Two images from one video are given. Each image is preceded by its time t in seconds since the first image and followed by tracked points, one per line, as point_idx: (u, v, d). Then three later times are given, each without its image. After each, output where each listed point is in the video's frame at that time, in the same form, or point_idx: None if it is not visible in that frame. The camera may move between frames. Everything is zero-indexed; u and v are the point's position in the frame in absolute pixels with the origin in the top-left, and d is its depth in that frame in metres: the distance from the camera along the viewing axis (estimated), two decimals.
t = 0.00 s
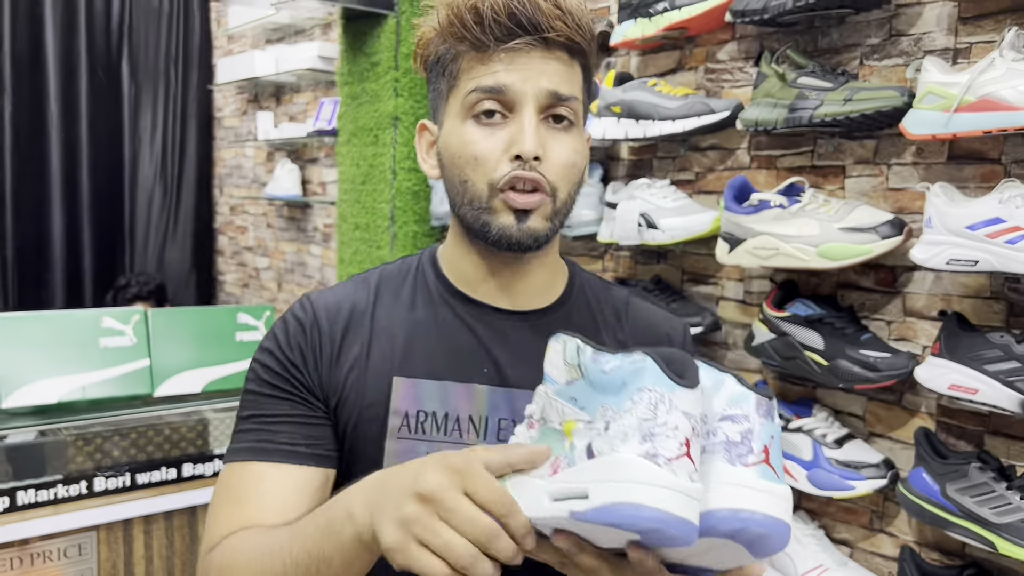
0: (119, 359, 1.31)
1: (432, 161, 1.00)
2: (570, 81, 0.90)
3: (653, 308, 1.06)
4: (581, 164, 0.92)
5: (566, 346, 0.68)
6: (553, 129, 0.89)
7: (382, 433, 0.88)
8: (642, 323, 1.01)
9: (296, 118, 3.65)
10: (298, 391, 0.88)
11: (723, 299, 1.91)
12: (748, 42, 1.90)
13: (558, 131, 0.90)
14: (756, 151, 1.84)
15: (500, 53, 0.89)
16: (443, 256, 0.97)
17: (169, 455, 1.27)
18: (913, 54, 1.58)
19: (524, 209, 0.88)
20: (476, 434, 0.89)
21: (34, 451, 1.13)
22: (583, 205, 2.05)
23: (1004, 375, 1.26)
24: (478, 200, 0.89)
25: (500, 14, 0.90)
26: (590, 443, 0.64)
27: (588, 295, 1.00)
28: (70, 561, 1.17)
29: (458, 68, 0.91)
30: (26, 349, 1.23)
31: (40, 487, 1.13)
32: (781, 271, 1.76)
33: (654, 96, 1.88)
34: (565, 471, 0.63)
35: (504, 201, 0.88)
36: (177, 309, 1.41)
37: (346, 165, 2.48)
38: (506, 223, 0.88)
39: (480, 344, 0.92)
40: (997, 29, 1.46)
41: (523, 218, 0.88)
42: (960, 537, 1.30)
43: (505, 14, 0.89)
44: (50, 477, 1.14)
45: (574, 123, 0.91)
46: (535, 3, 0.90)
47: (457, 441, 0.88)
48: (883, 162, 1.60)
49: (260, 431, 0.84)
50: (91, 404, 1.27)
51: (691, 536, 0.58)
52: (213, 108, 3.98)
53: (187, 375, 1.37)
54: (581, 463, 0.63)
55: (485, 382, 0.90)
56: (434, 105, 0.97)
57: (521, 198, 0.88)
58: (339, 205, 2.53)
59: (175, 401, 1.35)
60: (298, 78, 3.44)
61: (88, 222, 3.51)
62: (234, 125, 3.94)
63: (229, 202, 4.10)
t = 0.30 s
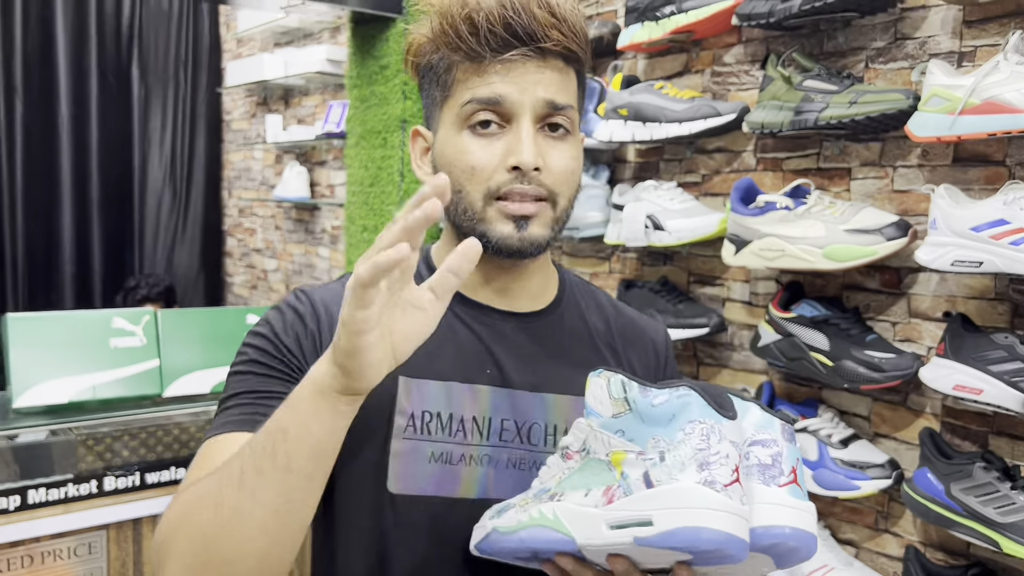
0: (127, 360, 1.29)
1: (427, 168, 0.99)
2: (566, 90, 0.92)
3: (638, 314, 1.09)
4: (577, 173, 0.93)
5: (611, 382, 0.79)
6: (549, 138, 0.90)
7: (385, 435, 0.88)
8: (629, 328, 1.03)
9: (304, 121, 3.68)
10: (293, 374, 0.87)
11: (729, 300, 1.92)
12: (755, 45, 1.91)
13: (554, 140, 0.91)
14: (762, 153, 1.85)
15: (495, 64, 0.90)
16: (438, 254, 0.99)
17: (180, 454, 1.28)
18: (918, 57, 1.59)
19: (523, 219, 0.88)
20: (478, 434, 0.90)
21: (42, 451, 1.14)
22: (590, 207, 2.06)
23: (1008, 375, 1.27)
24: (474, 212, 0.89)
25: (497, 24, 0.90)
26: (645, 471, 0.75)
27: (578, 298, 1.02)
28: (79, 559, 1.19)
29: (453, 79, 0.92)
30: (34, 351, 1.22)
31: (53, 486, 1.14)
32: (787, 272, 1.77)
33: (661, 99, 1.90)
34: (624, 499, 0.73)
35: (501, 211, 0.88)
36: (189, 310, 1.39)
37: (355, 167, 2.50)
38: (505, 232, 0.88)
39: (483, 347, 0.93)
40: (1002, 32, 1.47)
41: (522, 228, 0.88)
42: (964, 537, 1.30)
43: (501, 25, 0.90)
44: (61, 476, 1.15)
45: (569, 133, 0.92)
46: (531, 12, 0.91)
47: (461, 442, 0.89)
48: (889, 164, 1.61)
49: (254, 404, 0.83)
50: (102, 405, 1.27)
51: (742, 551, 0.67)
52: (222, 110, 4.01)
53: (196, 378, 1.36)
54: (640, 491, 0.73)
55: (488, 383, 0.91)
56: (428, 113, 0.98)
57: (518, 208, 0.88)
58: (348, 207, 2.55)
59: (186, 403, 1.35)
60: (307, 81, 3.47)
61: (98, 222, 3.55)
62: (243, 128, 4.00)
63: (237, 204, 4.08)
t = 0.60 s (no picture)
0: (134, 363, 1.30)
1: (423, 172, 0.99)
2: (563, 91, 0.92)
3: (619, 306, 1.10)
4: (572, 174, 0.95)
5: (643, 432, 0.84)
6: (546, 137, 0.92)
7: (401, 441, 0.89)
8: (617, 322, 1.05)
9: (311, 124, 3.70)
10: (285, 403, 0.84)
11: (735, 303, 1.93)
12: (760, 49, 1.92)
13: (550, 139, 0.92)
14: (767, 156, 1.86)
15: (493, 64, 0.90)
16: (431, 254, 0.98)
17: (188, 456, 1.29)
18: (923, 61, 1.60)
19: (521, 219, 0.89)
20: (489, 434, 0.91)
21: (49, 452, 1.16)
22: (595, 210, 2.07)
23: (1013, 377, 1.27)
24: (474, 213, 0.89)
25: (495, 24, 0.90)
26: (700, 513, 0.83)
27: (568, 295, 1.03)
28: (87, 561, 1.20)
29: (451, 80, 0.91)
30: (43, 353, 1.23)
31: (61, 488, 1.15)
32: (793, 274, 1.77)
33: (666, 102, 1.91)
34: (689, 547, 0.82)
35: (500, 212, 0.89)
36: (197, 312, 1.40)
37: (361, 171, 2.51)
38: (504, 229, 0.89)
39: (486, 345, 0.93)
40: (1007, 35, 1.47)
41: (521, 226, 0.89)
42: (970, 539, 1.31)
43: (498, 25, 0.90)
44: (69, 477, 1.16)
45: (565, 133, 0.93)
46: (529, 14, 0.92)
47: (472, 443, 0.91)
48: (894, 167, 1.61)
49: (239, 443, 0.81)
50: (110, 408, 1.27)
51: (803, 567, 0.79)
52: (229, 114, 4.04)
53: (203, 380, 1.37)
54: (702, 535, 0.82)
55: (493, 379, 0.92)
56: (423, 114, 0.98)
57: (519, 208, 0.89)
58: (354, 211, 2.56)
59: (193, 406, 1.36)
60: (314, 85, 3.49)
61: (105, 225, 3.57)
62: (250, 131, 4.01)
63: (243, 207, 4.09)
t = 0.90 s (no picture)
0: (139, 365, 1.31)
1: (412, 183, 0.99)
2: (554, 109, 0.93)
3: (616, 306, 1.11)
4: (565, 189, 0.94)
5: (690, 448, 0.85)
6: (537, 157, 0.91)
7: (395, 441, 0.88)
8: (612, 321, 1.06)
9: (315, 128, 3.71)
10: (288, 387, 0.86)
11: (738, 305, 1.93)
12: (763, 52, 1.92)
13: (541, 158, 0.92)
14: (770, 159, 1.87)
15: (479, 91, 0.89)
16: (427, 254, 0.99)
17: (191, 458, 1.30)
18: (925, 63, 1.60)
19: (513, 244, 0.89)
20: (485, 435, 0.91)
21: (54, 453, 1.16)
22: (598, 213, 2.08)
23: (1015, 380, 1.28)
24: (465, 237, 0.90)
25: (480, 46, 0.89)
26: (747, 531, 0.84)
27: (563, 296, 1.04)
28: (91, 562, 1.21)
29: (439, 103, 0.91)
30: (49, 355, 1.24)
31: (66, 489, 1.16)
32: (795, 277, 1.78)
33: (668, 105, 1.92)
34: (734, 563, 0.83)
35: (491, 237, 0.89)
36: (201, 314, 1.41)
37: (365, 174, 2.53)
38: (495, 255, 0.90)
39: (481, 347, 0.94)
40: (1009, 38, 1.48)
41: (513, 252, 0.90)
42: (973, 541, 1.31)
43: (485, 50, 0.89)
44: (75, 479, 1.17)
45: (555, 150, 0.93)
46: (515, 33, 0.90)
47: (468, 444, 0.90)
48: (896, 169, 1.62)
49: (249, 421, 0.81)
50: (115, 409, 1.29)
51: None
52: (234, 117, 4.06)
53: (207, 382, 1.37)
54: (749, 552, 0.83)
55: (491, 383, 0.93)
56: (411, 132, 0.98)
57: (508, 236, 0.90)
58: (358, 214, 2.58)
59: (198, 407, 1.36)
60: (318, 88, 3.50)
61: (110, 228, 3.59)
62: (255, 134, 4.02)
63: (248, 210, 4.11)
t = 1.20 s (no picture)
0: (141, 367, 1.31)
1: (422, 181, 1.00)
2: (561, 105, 0.93)
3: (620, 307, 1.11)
4: (574, 182, 0.95)
5: (682, 463, 0.85)
6: (545, 151, 0.92)
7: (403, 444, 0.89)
8: (616, 324, 1.06)
9: (317, 131, 3.72)
10: (295, 405, 0.86)
11: (738, 308, 1.93)
12: (763, 55, 1.93)
13: (549, 152, 0.92)
14: (770, 161, 1.87)
15: (489, 83, 0.90)
16: (432, 260, 0.98)
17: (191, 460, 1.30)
18: (924, 66, 1.61)
19: (522, 236, 0.89)
20: (492, 439, 0.92)
21: (57, 455, 1.17)
22: (598, 215, 2.08)
23: (1014, 382, 1.28)
24: (474, 230, 0.90)
25: (489, 40, 0.90)
26: (733, 546, 0.84)
27: (569, 298, 1.04)
28: (93, 564, 1.22)
29: (449, 96, 0.92)
30: (52, 358, 1.24)
31: (68, 490, 1.17)
32: (795, 279, 1.78)
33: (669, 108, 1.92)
34: None
35: (500, 229, 0.89)
36: (203, 317, 1.41)
37: (367, 176, 2.54)
38: (503, 246, 0.90)
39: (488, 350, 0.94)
40: (1008, 41, 1.48)
41: (521, 244, 0.89)
42: (972, 543, 1.31)
43: (495, 43, 0.90)
44: (76, 480, 1.18)
45: (563, 144, 0.93)
46: (525, 28, 0.91)
47: (475, 448, 0.91)
48: (895, 172, 1.62)
49: (259, 442, 0.82)
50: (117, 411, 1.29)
51: None
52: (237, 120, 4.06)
53: (209, 384, 1.38)
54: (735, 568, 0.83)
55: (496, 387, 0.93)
56: (421, 127, 0.99)
57: (518, 225, 0.89)
58: (360, 216, 2.58)
59: (199, 409, 1.37)
60: (320, 91, 3.51)
61: (113, 230, 3.60)
62: (257, 137, 4.03)
63: (251, 213, 4.10)
